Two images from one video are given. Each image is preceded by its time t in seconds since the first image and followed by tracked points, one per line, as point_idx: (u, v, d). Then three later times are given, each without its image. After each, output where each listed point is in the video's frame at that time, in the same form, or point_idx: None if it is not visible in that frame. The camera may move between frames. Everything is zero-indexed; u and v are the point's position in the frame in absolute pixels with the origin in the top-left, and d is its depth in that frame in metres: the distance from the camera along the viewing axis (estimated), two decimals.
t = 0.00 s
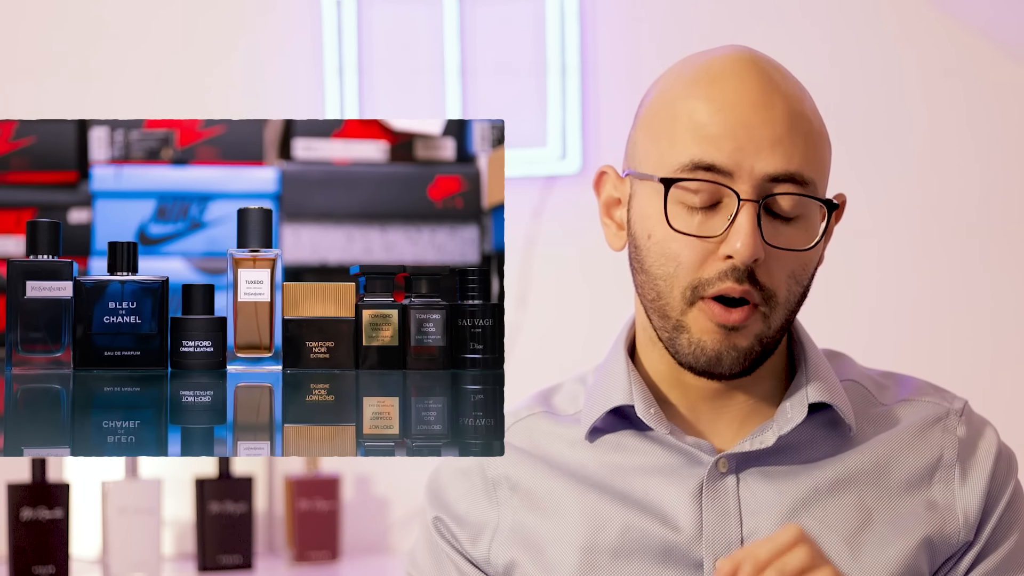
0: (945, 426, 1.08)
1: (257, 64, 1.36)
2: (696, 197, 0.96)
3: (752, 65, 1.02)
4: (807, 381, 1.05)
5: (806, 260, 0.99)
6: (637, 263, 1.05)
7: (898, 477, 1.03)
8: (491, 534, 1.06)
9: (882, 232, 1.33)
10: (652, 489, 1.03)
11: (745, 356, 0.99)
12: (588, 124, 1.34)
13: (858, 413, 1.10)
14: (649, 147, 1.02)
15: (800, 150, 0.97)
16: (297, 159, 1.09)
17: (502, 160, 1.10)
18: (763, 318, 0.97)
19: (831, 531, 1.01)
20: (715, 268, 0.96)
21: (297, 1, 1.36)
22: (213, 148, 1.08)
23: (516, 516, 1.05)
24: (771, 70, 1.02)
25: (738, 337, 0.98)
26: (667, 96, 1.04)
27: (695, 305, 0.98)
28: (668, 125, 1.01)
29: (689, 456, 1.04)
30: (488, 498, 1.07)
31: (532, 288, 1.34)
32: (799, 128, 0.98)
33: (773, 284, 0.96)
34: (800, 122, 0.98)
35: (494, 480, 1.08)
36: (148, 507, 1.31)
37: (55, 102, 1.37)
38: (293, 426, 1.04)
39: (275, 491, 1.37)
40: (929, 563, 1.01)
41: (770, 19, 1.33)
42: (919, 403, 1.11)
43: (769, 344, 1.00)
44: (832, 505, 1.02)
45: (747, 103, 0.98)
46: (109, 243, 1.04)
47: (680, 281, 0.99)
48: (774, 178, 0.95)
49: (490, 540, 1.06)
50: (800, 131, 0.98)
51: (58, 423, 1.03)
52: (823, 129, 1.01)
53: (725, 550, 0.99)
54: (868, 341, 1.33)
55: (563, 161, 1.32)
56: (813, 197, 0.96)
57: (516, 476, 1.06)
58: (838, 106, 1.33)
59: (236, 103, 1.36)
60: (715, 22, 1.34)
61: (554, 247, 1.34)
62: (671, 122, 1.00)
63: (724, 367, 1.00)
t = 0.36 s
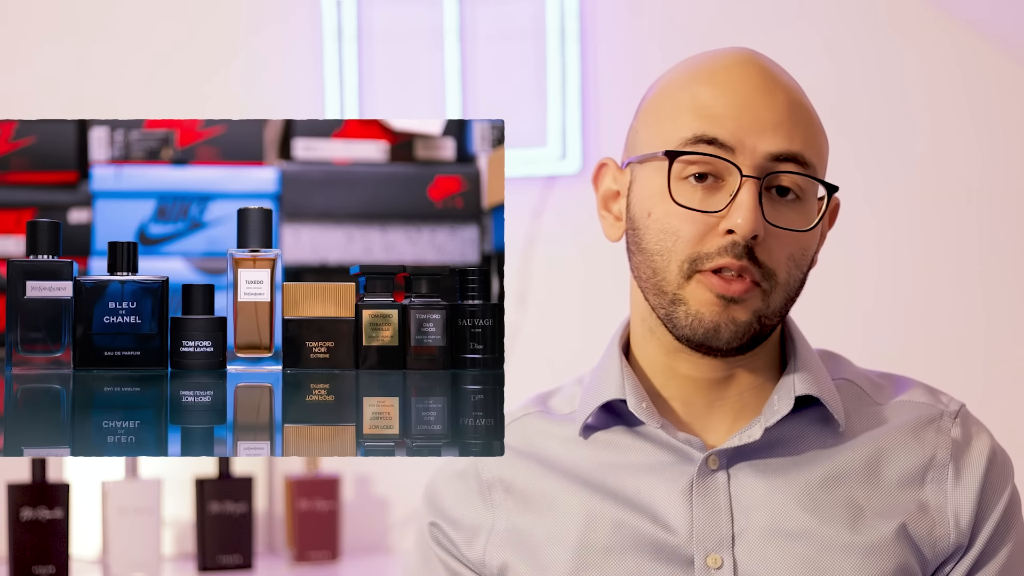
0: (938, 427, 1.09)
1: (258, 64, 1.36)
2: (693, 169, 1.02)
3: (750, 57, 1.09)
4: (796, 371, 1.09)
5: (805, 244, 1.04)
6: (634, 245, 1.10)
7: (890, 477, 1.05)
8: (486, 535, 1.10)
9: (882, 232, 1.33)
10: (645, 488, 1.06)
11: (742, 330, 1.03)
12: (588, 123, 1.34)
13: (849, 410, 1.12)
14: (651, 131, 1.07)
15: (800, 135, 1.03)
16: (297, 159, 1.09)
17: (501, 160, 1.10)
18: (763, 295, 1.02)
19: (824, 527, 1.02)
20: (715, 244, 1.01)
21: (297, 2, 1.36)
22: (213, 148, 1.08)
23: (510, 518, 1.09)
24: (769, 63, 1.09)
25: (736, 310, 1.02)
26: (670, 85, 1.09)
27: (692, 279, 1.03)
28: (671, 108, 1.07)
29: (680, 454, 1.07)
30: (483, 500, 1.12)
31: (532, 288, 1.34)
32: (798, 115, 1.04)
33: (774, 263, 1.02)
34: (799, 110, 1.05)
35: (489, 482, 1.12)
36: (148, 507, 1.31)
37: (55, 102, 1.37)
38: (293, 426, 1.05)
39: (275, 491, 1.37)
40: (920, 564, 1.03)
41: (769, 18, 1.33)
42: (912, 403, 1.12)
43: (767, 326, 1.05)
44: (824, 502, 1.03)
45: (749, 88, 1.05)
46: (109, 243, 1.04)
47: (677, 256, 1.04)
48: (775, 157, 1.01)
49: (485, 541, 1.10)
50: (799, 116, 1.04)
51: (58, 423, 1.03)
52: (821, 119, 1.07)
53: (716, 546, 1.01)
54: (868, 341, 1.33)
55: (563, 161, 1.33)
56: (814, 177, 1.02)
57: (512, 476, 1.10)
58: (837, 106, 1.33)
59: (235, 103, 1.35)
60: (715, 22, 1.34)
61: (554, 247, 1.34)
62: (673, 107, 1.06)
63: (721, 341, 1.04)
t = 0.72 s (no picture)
0: (944, 430, 1.11)
1: (258, 65, 1.36)
2: (703, 163, 1.02)
3: (760, 59, 1.10)
4: (802, 370, 1.10)
5: (812, 240, 1.04)
6: (643, 240, 1.10)
7: (896, 478, 1.07)
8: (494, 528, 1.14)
9: (882, 231, 1.33)
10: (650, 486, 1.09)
11: (747, 327, 1.05)
12: (588, 124, 1.34)
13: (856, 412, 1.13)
14: (660, 126, 1.08)
15: (808, 131, 1.04)
16: (297, 159, 1.07)
17: (502, 160, 1.10)
18: (767, 292, 1.03)
19: (829, 528, 1.04)
20: (723, 239, 1.02)
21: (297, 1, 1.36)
22: (213, 148, 1.07)
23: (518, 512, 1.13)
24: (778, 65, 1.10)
25: (741, 306, 1.04)
26: (679, 84, 1.10)
27: (700, 276, 1.04)
28: (680, 105, 1.07)
29: (687, 452, 1.09)
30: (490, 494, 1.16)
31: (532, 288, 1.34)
32: (807, 115, 1.05)
33: (779, 259, 1.02)
34: (807, 109, 1.05)
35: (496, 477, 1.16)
36: (148, 507, 1.32)
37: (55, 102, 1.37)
38: (293, 426, 1.05)
39: (275, 491, 1.37)
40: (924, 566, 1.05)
41: (769, 18, 1.33)
42: (921, 407, 1.14)
43: (771, 324, 1.06)
44: (830, 503, 1.05)
45: (758, 86, 1.06)
46: (109, 243, 1.05)
47: (686, 252, 1.05)
48: (785, 152, 1.01)
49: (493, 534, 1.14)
50: (808, 116, 1.05)
51: (58, 423, 1.04)
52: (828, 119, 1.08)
53: (722, 545, 1.04)
54: (868, 341, 1.33)
55: (563, 161, 1.33)
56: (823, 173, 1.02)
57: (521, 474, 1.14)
58: (838, 106, 1.33)
59: (235, 103, 1.36)
60: (715, 22, 1.34)
61: (554, 247, 1.34)
62: (682, 103, 1.07)
63: (726, 337, 1.06)
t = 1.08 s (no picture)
0: (944, 431, 1.10)
1: (258, 65, 1.36)
2: (693, 170, 1.02)
3: (755, 56, 1.08)
4: (801, 372, 1.10)
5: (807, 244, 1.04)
6: (635, 245, 1.10)
7: (895, 479, 1.07)
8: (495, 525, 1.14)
9: (881, 231, 1.33)
10: (650, 487, 1.09)
11: (742, 331, 1.04)
12: (588, 124, 1.34)
13: (855, 412, 1.14)
14: (651, 132, 1.07)
15: (801, 136, 1.02)
16: (296, 158, 1.06)
17: (502, 160, 1.09)
18: (761, 296, 1.03)
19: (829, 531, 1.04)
20: (713, 245, 1.01)
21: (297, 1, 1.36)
22: (213, 148, 1.07)
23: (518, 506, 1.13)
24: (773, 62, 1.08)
25: (733, 310, 1.03)
26: (672, 85, 1.09)
27: (690, 280, 1.04)
28: (672, 109, 1.06)
29: (686, 454, 1.10)
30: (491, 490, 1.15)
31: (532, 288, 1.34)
32: (800, 117, 1.03)
33: (773, 264, 1.02)
34: (801, 111, 1.03)
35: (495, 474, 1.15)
36: (148, 507, 1.32)
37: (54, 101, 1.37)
38: (293, 426, 1.05)
39: (275, 491, 1.37)
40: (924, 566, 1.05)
41: (770, 18, 1.33)
42: (920, 407, 1.14)
43: (768, 326, 1.05)
44: (830, 504, 1.05)
45: (750, 88, 1.04)
46: (109, 243, 1.05)
47: (675, 258, 1.04)
48: (775, 158, 1.00)
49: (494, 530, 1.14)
50: (801, 117, 1.03)
51: (58, 423, 1.04)
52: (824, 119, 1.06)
53: (720, 548, 1.04)
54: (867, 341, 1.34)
55: (563, 162, 1.33)
56: (814, 180, 1.01)
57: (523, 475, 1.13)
58: (838, 106, 1.33)
59: (235, 104, 1.36)
60: (715, 22, 1.34)
61: (553, 248, 1.35)
62: (673, 108, 1.06)
63: (720, 341, 1.05)
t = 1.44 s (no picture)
0: (942, 430, 1.10)
1: (258, 64, 1.36)
2: (674, 194, 1.01)
3: (729, 62, 1.06)
4: (801, 377, 1.10)
5: (795, 251, 1.02)
6: (626, 265, 1.10)
7: (894, 479, 1.07)
8: (493, 531, 1.14)
9: (881, 231, 1.33)
10: (647, 490, 1.09)
11: (737, 349, 1.04)
12: (588, 124, 1.33)
13: (854, 413, 1.13)
14: (631, 150, 1.06)
15: (780, 141, 1.00)
16: (297, 159, 1.08)
17: (502, 160, 1.10)
18: (752, 311, 1.02)
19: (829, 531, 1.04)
20: (700, 265, 1.01)
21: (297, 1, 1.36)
22: (213, 148, 1.08)
23: (516, 514, 1.14)
24: (748, 64, 1.06)
25: (728, 330, 1.03)
26: (649, 97, 1.08)
27: (682, 302, 1.03)
28: (651, 126, 1.05)
29: (684, 457, 1.09)
30: (488, 497, 1.16)
31: (532, 288, 1.34)
32: (777, 122, 1.01)
33: (761, 277, 1.01)
34: (778, 115, 1.01)
35: (493, 480, 1.16)
36: (148, 507, 1.32)
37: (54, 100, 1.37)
38: (293, 426, 1.05)
39: (275, 491, 1.37)
40: (924, 566, 1.06)
41: (771, 17, 1.33)
42: (918, 407, 1.13)
43: (764, 336, 1.05)
44: (829, 505, 1.05)
45: (725, 99, 1.02)
46: (109, 243, 1.04)
47: (664, 280, 1.04)
48: (753, 169, 0.99)
49: (492, 536, 1.14)
50: (778, 123, 1.01)
51: (58, 423, 1.04)
52: (804, 118, 1.04)
53: (719, 550, 1.04)
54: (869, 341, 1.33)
55: (563, 162, 1.32)
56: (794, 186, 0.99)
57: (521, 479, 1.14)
58: (838, 106, 1.33)
59: (235, 104, 1.36)
60: (716, 21, 1.34)
61: (554, 247, 1.34)
62: (652, 126, 1.05)
63: (716, 360, 1.05)
